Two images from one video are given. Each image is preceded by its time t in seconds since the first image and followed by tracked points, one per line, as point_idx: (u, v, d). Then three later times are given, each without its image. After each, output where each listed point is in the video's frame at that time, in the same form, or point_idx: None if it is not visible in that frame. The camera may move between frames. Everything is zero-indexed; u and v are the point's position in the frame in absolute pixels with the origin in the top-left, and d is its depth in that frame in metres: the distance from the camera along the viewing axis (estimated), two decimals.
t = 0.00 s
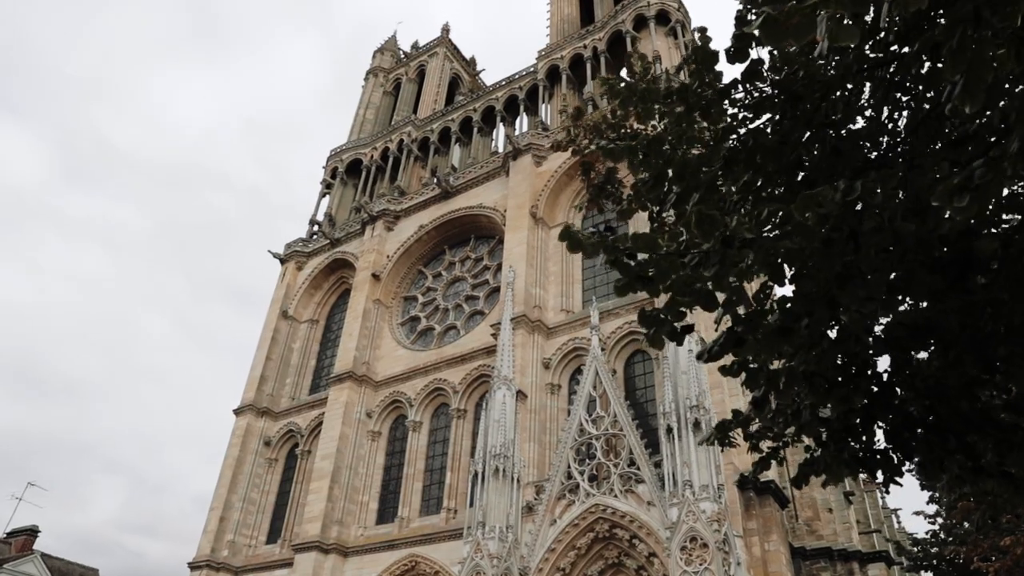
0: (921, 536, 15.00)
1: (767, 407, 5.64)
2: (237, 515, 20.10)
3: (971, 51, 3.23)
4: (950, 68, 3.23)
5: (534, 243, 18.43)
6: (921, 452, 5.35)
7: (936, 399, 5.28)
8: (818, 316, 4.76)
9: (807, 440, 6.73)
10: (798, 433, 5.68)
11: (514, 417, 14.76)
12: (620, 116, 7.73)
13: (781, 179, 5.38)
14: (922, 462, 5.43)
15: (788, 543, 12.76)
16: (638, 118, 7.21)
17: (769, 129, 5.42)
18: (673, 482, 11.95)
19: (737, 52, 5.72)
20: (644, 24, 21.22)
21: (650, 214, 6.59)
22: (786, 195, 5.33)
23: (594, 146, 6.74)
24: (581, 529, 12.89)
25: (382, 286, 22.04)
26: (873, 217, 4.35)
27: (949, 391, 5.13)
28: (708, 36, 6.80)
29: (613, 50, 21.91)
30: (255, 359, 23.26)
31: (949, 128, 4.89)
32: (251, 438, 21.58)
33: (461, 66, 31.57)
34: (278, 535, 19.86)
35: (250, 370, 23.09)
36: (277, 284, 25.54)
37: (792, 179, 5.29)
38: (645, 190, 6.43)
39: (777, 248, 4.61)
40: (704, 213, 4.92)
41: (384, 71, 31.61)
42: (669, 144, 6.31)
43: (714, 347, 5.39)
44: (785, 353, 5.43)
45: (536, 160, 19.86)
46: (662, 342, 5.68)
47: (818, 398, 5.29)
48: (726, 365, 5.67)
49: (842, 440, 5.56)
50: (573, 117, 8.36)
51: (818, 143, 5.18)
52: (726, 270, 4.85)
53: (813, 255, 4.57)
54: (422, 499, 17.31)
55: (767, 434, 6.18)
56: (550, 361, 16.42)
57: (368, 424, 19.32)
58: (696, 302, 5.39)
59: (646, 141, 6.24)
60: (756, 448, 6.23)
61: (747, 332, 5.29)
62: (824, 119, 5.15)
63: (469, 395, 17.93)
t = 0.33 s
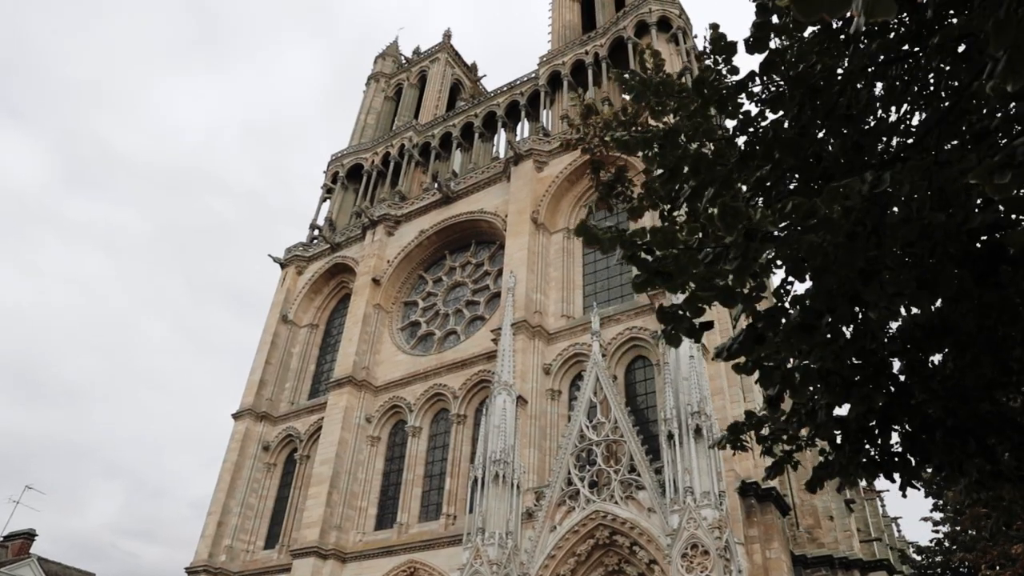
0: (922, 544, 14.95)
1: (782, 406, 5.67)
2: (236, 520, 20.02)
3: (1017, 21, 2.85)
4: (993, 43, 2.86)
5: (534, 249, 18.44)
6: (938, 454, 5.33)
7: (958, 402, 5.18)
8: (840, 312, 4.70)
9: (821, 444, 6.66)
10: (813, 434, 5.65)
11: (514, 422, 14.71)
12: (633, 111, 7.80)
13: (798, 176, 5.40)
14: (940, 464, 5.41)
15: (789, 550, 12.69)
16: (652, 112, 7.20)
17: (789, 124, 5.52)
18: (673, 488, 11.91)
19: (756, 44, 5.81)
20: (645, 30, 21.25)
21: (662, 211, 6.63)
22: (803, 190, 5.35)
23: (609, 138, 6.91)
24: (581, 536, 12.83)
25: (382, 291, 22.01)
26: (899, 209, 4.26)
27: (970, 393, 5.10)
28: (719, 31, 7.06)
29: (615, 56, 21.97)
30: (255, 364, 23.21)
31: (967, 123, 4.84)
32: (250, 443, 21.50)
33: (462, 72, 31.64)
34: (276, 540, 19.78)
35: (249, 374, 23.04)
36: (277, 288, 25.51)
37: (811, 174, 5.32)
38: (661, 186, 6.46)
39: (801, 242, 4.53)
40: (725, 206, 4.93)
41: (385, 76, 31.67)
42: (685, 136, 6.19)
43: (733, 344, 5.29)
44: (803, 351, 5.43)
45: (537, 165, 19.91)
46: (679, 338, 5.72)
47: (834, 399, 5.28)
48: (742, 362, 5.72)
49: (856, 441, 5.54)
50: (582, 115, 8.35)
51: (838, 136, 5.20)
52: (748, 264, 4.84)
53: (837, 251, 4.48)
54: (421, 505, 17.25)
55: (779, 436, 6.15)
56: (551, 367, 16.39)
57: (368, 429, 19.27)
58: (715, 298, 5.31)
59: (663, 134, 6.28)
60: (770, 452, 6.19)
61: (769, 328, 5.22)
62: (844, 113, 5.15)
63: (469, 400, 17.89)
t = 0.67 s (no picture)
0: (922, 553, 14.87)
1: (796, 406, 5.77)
2: (232, 525, 19.90)
3: None
4: None
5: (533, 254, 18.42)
6: (955, 457, 5.22)
7: (976, 404, 5.09)
8: (862, 309, 4.66)
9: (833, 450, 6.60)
10: (827, 435, 5.61)
11: (512, 428, 14.65)
12: (642, 108, 7.79)
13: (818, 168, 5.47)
14: (957, 468, 5.29)
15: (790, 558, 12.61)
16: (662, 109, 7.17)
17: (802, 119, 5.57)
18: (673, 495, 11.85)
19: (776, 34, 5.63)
20: (645, 37, 21.28)
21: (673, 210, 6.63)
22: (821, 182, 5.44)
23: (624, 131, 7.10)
24: (579, 543, 12.76)
25: (381, 296, 21.99)
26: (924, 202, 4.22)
27: (988, 395, 5.05)
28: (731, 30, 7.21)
29: (615, 63, 22.00)
30: (252, 368, 23.15)
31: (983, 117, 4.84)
32: (247, 448, 21.40)
33: (462, 78, 31.70)
34: (272, 546, 19.68)
35: (247, 379, 22.97)
36: (275, 293, 25.46)
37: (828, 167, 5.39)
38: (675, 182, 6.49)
39: (823, 236, 4.49)
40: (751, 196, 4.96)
41: (385, 82, 31.71)
42: (700, 130, 6.29)
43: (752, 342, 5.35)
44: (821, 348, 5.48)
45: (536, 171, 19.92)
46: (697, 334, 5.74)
47: (848, 398, 5.32)
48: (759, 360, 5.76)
49: (869, 445, 5.50)
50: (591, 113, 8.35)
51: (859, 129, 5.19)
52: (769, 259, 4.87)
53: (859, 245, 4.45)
54: (419, 511, 17.17)
55: (791, 438, 6.15)
56: (549, 373, 16.34)
57: (366, 435, 19.19)
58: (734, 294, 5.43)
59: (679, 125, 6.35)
60: (781, 455, 6.16)
61: (788, 326, 5.23)
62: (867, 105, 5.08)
63: (467, 407, 17.84)
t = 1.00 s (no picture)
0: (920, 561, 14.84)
1: (808, 405, 5.75)
2: (227, 531, 19.78)
3: None
4: None
5: (530, 260, 18.43)
6: (973, 461, 5.24)
7: (992, 404, 4.99)
8: (884, 305, 4.60)
9: (843, 453, 6.57)
10: (839, 436, 5.58)
11: (509, 434, 14.61)
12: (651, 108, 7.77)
13: (834, 161, 5.54)
14: (973, 472, 5.26)
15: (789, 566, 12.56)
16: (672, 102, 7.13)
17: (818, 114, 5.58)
18: (671, 502, 11.81)
19: (794, 28, 5.60)
20: (643, 44, 21.35)
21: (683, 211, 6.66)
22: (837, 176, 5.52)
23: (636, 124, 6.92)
24: (577, 550, 12.72)
25: (378, 302, 21.95)
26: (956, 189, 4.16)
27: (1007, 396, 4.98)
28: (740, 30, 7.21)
29: (612, 69, 22.04)
30: (248, 374, 23.06)
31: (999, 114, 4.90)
32: (243, 453, 21.29)
33: (460, 84, 31.75)
34: (268, 552, 19.56)
35: (242, 384, 22.88)
36: (272, 298, 25.41)
37: (844, 161, 5.48)
38: (684, 179, 6.64)
39: (845, 230, 4.45)
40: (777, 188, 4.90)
41: (383, 87, 31.76)
42: (716, 125, 6.36)
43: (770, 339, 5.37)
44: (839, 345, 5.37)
45: (533, 177, 19.96)
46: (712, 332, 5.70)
47: (862, 399, 5.31)
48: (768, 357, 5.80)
49: (882, 447, 5.50)
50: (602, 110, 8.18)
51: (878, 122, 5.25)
52: (790, 254, 5.01)
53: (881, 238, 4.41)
54: (415, 518, 17.10)
55: (800, 441, 6.13)
56: (546, 380, 16.30)
57: (362, 441, 19.11)
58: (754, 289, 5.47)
59: (694, 119, 6.36)
60: (791, 458, 6.13)
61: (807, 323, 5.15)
62: (887, 97, 5.12)
63: (465, 412, 17.78)
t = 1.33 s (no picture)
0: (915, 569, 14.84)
1: (818, 403, 5.77)
2: (221, 538, 19.64)
3: None
4: None
5: (527, 267, 18.43)
6: (989, 464, 5.16)
7: (1007, 406, 4.97)
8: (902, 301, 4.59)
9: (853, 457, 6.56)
10: (849, 437, 5.56)
11: (506, 441, 14.56)
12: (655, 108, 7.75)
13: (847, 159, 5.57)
14: (987, 475, 5.23)
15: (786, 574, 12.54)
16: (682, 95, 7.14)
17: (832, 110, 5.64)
18: (668, 508, 11.76)
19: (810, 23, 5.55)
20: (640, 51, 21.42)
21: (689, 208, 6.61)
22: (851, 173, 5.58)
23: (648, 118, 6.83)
24: (573, 557, 12.66)
25: (374, 308, 21.87)
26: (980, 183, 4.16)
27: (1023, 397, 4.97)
28: (749, 27, 7.13)
29: (609, 76, 22.10)
30: (243, 380, 22.95)
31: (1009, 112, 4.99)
32: (237, 460, 21.16)
33: (456, 91, 31.80)
34: (261, 560, 19.44)
35: (237, 390, 22.76)
36: (267, 303, 25.33)
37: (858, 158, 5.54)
38: (693, 176, 6.68)
39: (865, 224, 4.43)
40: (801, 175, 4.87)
41: (380, 93, 31.80)
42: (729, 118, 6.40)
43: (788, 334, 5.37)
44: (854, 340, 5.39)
45: (530, 184, 19.99)
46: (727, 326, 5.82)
47: (874, 398, 5.32)
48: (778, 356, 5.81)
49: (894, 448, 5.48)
50: (605, 109, 8.14)
51: (892, 118, 5.34)
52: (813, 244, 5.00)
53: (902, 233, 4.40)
54: (411, 525, 17.01)
55: (810, 443, 6.11)
56: (543, 386, 16.26)
57: (357, 447, 19.03)
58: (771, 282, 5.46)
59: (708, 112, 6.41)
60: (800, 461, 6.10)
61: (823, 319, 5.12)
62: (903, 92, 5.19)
63: (460, 419, 17.72)
